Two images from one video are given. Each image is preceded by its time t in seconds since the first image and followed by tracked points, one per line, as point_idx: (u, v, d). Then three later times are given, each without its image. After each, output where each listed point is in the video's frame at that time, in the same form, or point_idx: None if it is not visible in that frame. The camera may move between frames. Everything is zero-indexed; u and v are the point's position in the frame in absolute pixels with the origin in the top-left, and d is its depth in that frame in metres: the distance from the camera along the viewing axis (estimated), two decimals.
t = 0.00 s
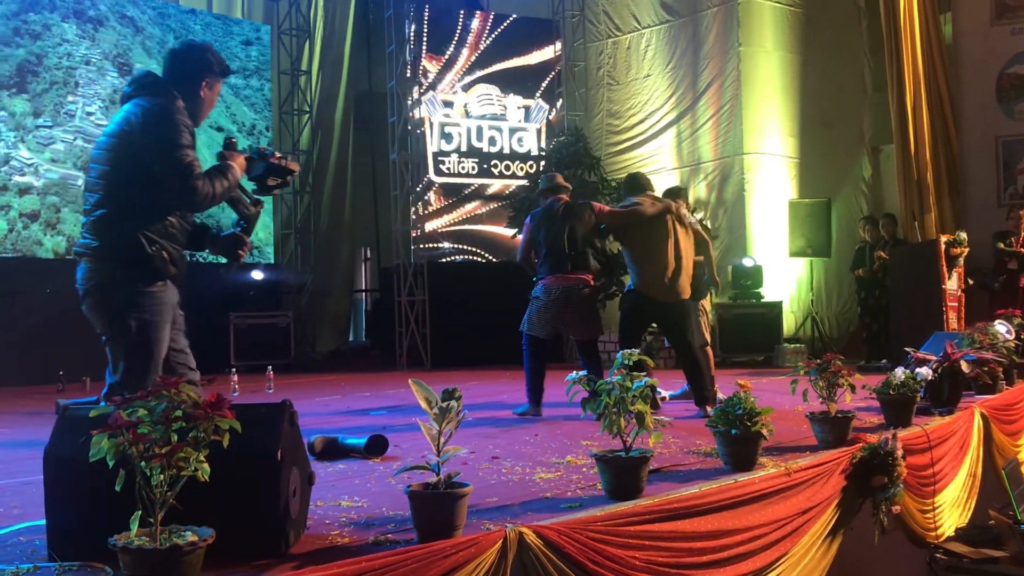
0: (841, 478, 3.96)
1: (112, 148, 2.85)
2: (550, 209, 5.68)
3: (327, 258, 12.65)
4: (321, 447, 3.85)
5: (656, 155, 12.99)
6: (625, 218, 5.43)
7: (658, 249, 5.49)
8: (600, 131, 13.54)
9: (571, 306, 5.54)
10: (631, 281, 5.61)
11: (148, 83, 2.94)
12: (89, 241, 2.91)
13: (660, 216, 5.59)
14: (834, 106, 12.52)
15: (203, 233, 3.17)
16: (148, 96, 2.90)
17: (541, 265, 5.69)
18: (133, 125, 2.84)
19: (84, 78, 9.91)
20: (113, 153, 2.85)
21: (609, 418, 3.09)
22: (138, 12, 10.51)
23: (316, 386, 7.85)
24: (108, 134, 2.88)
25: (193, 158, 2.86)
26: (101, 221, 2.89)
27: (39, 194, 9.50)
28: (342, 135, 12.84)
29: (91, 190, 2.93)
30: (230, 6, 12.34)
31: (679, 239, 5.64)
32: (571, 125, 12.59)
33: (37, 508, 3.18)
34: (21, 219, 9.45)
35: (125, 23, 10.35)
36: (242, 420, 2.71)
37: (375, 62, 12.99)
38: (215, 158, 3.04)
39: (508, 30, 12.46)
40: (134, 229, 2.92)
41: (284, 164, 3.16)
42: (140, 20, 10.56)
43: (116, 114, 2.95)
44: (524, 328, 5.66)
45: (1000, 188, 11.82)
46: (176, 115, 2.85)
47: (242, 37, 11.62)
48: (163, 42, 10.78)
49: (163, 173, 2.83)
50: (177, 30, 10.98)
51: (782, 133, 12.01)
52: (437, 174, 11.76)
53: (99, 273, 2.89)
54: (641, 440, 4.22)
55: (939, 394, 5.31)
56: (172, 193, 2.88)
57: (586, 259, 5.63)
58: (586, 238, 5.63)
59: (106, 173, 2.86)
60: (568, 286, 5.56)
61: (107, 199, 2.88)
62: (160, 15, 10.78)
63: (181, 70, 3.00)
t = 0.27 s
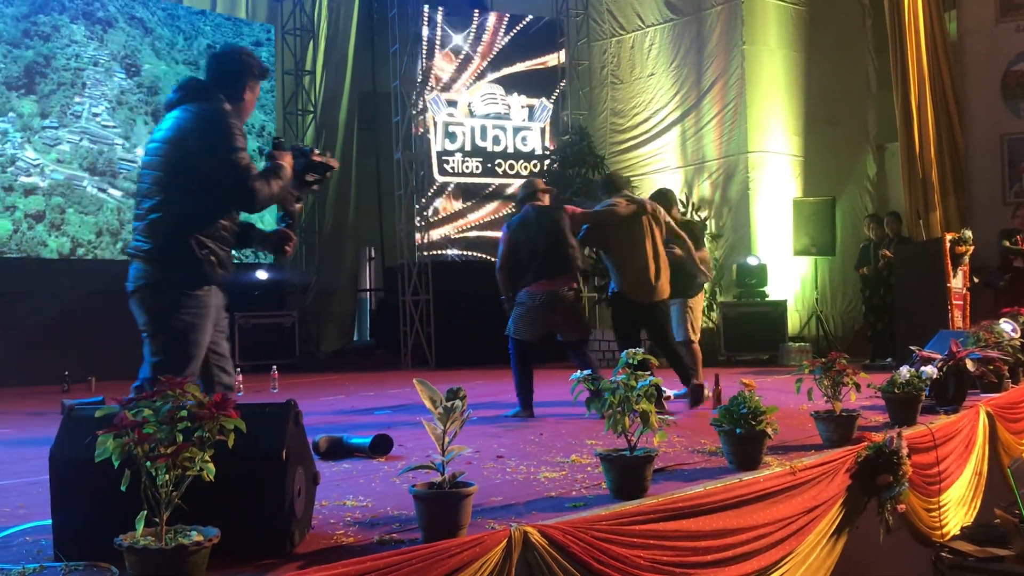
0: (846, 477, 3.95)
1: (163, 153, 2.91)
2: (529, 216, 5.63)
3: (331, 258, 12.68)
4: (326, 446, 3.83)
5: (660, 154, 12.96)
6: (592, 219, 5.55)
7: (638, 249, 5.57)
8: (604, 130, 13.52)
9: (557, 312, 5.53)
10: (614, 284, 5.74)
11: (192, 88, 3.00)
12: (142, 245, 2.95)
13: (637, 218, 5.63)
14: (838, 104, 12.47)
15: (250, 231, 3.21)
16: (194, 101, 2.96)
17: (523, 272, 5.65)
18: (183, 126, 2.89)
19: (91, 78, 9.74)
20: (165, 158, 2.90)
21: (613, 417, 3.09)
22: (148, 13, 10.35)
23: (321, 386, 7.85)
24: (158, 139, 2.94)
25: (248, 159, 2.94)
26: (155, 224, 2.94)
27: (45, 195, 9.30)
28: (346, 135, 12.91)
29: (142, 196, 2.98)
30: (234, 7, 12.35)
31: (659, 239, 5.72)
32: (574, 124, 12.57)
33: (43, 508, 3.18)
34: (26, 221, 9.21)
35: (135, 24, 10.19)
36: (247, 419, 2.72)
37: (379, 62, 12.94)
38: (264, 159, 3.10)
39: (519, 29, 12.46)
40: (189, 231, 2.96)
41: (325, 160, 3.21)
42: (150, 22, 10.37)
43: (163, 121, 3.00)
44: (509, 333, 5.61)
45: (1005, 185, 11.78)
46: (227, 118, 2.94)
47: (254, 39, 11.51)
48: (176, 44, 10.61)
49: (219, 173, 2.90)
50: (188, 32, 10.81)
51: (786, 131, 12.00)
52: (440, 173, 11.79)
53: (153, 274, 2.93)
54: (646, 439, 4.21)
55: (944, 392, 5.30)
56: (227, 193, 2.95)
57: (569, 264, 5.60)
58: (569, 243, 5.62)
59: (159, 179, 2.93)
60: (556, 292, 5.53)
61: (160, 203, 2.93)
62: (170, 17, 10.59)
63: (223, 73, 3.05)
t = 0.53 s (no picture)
0: (858, 475, 3.93)
1: (229, 152, 3.07)
2: (502, 215, 5.69)
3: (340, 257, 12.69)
4: (337, 444, 3.83)
5: (669, 152, 12.99)
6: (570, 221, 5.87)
7: (606, 252, 5.93)
8: (613, 128, 13.55)
9: (530, 310, 5.57)
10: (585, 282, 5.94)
11: (257, 92, 3.20)
12: (210, 240, 3.10)
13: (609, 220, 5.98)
14: (848, 101, 12.40)
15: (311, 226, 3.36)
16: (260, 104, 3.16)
17: (497, 272, 5.66)
18: (250, 127, 3.06)
19: (105, 79, 9.22)
20: (231, 158, 3.06)
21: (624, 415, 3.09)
22: (165, 15, 9.82)
23: (331, 385, 7.85)
24: (225, 140, 3.10)
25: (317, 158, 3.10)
26: (223, 220, 3.09)
27: (56, 196, 8.82)
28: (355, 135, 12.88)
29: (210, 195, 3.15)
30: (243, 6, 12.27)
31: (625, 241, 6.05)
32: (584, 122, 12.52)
33: (55, 506, 3.19)
34: (36, 221, 8.77)
35: (152, 26, 9.67)
36: (259, 418, 2.72)
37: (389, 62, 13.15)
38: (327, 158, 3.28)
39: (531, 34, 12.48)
40: (253, 226, 3.09)
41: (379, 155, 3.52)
42: (167, 23, 9.86)
43: (231, 122, 3.17)
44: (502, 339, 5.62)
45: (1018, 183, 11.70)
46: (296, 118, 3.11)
47: (270, 40, 10.88)
48: (193, 46, 10.06)
49: (282, 170, 3.04)
50: (206, 34, 10.23)
51: (796, 128, 11.94)
52: (449, 172, 11.79)
53: (223, 269, 3.08)
54: (657, 438, 4.19)
55: (955, 391, 5.28)
56: (290, 190, 3.10)
57: (541, 261, 5.63)
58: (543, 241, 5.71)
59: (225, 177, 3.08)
60: (530, 289, 5.57)
61: (227, 200, 3.08)
62: (187, 19, 10.06)
63: (285, 74, 3.22)
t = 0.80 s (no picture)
0: (875, 476, 3.91)
1: (300, 154, 3.06)
2: (496, 219, 5.73)
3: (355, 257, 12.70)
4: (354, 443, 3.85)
5: (686, 151, 12.94)
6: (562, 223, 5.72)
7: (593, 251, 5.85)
8: (630, 127, 13.54)
9: (519, 313, 5.64)
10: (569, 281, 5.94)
11: (321, 96, 3.18)
12: (282, 242, 3.06)
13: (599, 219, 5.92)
14: (867, 98, 12.30)
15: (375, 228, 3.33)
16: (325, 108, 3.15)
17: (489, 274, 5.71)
18: (320, 129, 3.06)
19: (125, 80, 9.18)
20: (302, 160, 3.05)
21: (641, 415, 3.09)
22: (186, 15, 9.75)
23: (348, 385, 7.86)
24: (294, 143, 3.10)
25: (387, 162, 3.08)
26: (294, 222, 3.05)
27: (72, 195, 8.75)
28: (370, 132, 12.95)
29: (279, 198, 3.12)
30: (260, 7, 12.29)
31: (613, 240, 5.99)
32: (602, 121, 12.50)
33: (77, 504, 3.22)
34: (53, 220, 8.73)
35: (173, 27, 9.62)
36: (278, 417, 2.74)
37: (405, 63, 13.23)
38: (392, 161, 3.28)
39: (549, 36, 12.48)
40: (324, 227, 3.04)
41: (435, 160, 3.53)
42: (188, 24, 9.79)
43: (298, 128, 3.15)
44: (496, 341, 5.65)
45: None
46: (365, 122, 3.09)
47: (291, 41, 10.83)
48: (214, 46, 10.00)
49: (355, 170, 3.04)
50: (227, 35, 10.16)
51: (813, 127, 11.88)
52: (465, 172, 11.78)
53: (294, 270, 3.02)
54: (673, 437, 4.19)
55: (974, 391, 5.24)
56: (360, 190, 3.07)
57: (532, 266, 5.70)
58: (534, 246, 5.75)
59: (296, 179, 3.06)
60: (520, 294, 5.63)
61: (298, 201, 3.05)
62: (208, 20, 9.99)
63: (347, 76, 3.20)
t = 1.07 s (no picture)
0: (906, 477, 3.87)
1: (399, 161, 3.35)
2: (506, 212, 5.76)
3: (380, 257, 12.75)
4: (385, 442, 3.81)
5: (715, 150, 12.83)
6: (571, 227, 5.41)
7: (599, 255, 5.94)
8: (659, 126, 13.25)
9: (517, 306, 5.69)
10: (573, 280, 6.06)
11: (411, 103, 3.45)
12: (386, 244, 3.39)
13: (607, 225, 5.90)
14: (899, 96, 12.09)
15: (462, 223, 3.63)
16: (415, 115, 3.42)
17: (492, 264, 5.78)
18: (416, 137, 3.35)
19: (157, 81, 9.39)
20: (401, 166, 3.35)
21: (670, 415, 3.09)
22: (220, 17, 10.02)
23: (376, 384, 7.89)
24: (391, 151, 3.40)
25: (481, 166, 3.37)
26: (397, 225, 3.38)
27: (103, 195, 8.90)
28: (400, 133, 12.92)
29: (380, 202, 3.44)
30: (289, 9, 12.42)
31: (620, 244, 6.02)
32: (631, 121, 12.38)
33: (111, 500, 3.26)
34: (84, 219, 8.84)
35: (207, 28, 9.88)
36: (310, 415, 2.77)
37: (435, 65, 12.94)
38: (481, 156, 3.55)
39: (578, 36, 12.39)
40: (425, 228, 3.38)
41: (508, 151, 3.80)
42: (222, 26, 10.06)
43: (394, 134, 3.44)
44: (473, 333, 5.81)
45: None
46: (458, 128, 3.38)
47: (323, 41, 10.99)
48: (247, 47, 10.25)
49: (452, 174, 3.34)
50: (260, 36, 10.40)
51: (844, 127, 11.76)
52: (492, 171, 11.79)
53: (399, 269, 3.35)
54: (703, 438, 4.17)
55: (1008, 393, 5.18)
56: (457, 193, 3.38)
57: (534, 262, 5.73)
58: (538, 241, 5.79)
59: (396, 184, 3.37)
60: (519, 287, 5.67)
61: (400, 206, 3.38)
62: (242, 21, 10.24)
63: (434, 83, 3.46)
